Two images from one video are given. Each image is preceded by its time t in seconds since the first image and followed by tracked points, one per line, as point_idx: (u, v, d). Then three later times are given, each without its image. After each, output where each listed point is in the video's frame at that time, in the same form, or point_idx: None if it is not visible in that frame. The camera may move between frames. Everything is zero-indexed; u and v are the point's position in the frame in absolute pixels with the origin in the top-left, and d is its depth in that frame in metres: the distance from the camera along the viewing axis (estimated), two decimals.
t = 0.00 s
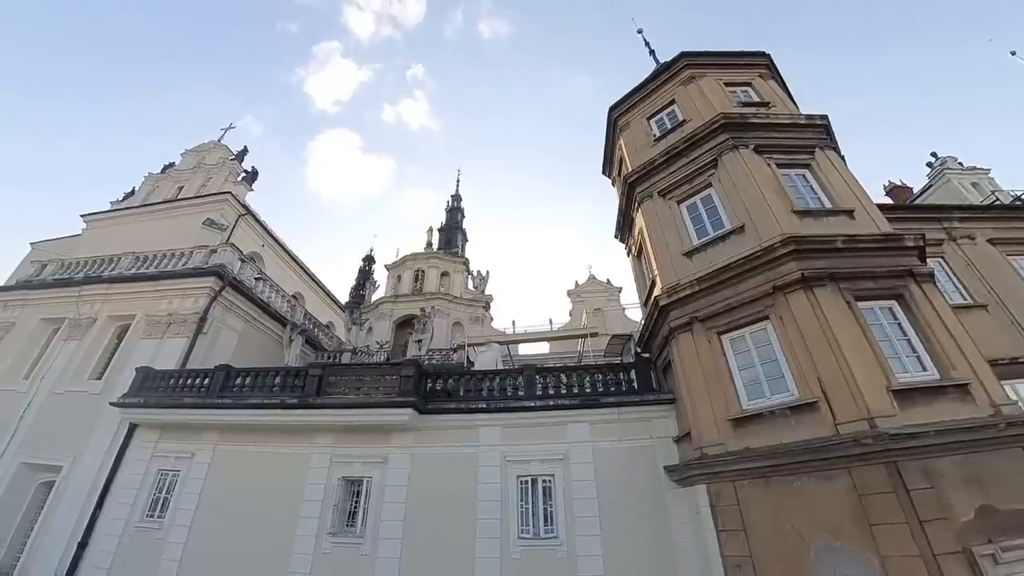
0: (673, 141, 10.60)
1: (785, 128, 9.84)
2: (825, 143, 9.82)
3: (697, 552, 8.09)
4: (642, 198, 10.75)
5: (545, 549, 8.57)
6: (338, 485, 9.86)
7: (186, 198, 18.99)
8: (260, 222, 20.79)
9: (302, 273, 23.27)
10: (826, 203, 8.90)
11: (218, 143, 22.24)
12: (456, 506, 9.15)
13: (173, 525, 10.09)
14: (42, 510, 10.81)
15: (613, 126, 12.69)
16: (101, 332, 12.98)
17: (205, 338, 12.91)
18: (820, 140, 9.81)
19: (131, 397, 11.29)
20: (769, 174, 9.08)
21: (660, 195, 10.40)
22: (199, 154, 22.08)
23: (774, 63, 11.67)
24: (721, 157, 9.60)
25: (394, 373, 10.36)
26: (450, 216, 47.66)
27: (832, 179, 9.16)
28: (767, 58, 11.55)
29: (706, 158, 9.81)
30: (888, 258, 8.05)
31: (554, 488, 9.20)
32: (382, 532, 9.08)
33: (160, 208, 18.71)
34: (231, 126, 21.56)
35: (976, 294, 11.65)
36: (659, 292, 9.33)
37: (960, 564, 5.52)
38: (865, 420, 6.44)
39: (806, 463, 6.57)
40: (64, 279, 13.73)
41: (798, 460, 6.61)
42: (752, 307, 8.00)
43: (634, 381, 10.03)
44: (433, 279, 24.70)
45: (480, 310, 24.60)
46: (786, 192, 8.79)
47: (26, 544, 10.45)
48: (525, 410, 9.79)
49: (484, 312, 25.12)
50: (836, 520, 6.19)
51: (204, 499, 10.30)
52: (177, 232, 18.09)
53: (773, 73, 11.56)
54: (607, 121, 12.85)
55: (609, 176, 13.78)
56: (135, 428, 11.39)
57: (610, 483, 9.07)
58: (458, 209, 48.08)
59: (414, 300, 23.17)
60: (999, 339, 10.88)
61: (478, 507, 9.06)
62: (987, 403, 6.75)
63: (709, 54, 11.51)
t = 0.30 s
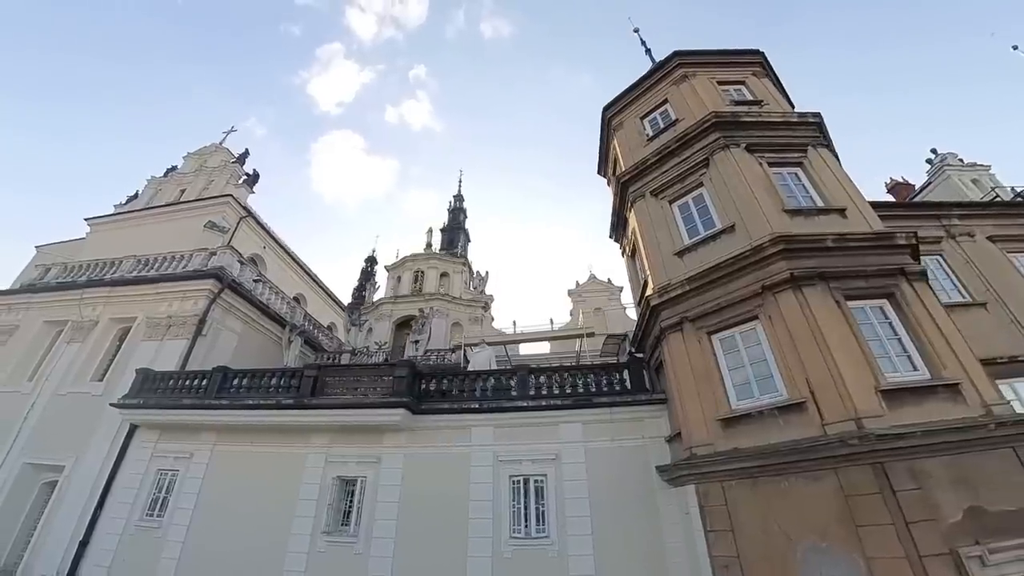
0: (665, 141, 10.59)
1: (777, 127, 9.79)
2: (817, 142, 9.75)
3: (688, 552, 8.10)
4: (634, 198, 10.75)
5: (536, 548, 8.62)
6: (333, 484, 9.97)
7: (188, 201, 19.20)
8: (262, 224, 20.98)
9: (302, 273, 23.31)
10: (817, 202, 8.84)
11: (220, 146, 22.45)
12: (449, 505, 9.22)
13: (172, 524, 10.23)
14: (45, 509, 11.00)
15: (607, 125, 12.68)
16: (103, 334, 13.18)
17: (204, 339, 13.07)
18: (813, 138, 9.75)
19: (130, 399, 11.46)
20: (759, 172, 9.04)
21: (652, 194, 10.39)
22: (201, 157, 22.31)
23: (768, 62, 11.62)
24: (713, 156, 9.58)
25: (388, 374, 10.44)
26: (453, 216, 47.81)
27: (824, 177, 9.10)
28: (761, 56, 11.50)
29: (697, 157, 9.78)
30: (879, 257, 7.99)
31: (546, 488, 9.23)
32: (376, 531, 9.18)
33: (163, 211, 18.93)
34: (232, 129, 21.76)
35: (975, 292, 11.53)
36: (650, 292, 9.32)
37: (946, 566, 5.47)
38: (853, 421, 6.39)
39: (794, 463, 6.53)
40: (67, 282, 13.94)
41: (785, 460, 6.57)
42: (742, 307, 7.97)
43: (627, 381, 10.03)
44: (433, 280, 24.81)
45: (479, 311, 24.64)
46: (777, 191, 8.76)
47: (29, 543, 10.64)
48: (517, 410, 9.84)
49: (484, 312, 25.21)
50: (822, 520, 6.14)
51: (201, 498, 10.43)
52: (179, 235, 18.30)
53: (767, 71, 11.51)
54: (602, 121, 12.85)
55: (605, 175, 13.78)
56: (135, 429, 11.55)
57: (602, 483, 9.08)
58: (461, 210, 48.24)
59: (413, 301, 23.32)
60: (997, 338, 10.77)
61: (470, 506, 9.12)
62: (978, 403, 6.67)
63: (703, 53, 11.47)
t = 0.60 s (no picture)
0: (656, 140, 10.56)
1: (768, 124, 9.73)
2: (810, 139, 9.67)
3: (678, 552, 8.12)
4: (626, 198, 10.74)
5: (526, 548, 8.66)
6: (327, 484, 10.10)
7: (191, 204, 19.43)
8: (263, 227, 21.18)
9: (304, 274, 23.48)
10: (808, 200, 8.77)
11: (221, 149, 22.68)
12: (441, 505, 9.30)
13: (171, 523, 10.40)
14: (48, 509, 11.21)
15: (601, 125, 12.67)
16: (105, 336, 13.39)
17: (203, 341, 13.23)
18: (805, 135, 9.67)
19: (130, 400, 11.66)
20: (749, 171, 8.99)
21: (643, 194, 10.38)
22: (203, 161, 22.55)
23: (761, 59, 11.54)
24: (703, 155, 9.54)
25: (380, 375, 10.52)
26: (455, 216, 47.91)
27: (816, 174, 9.03)
28: (754, 53, 11.43)
29: (688, 155, 9.74)
30: (870, 255, 7.91)
31: (537, 488, 9.26)
32: (369, 531, 9.29)
33: (165, 214, 19.17)
34: (234, 132, 21.99)
35: (974, 289, 11.38)
36: (640, 291, 9.32)
37: (931, 568, 5.41)
38: (838, 421, 6.33)
39: (779, 464, 6.49)
40: (70, 285, 14.19)
41: (770, 461, 6.53)
42: (730, 306, 7.94)
43: (619, 381, 10.02)
44: (433, 281, 24.91)
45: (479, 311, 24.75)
46: (767, 189, 8.70)
47: (32, 542, 10.84)
48: (509, 410, 9.88)
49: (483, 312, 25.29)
50: (807, 521, 6.11)
51: (199, 498, 10.58)
52: (181, 238, 18.52)
53: (760, 69, 11.44)
54: (595, 121, 12.84)
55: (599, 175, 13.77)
56: (135, 430, 11.74)
57: (593, 482, 9.10)
58: (463, 210, 48.36)
59: (412, 301, 23.44)
60: (997, 335, 10.64)
61: (461, 506, 9.18)
62: (968, 402, 6.58)
63: (695, 51, 11.42)
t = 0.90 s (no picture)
0: (650, 139, 10.54)
1: (762, 123, 9.66)
2: (804, 137, 9.59)
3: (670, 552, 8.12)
4: (620, 198, 10.73)
5: (519, 548, 8.69)
6: (322, 484, 10.25)
7: (193, 207, 19.63)
8: (265, 229, 21.35)
9: (306, 276, 23.65)
10: (802, 199, 8.70)
11: (223, 152, 22.89)
12: (435, 505, 9.38)
13: (171, 522, 10.53)
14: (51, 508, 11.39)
15: (596, 125, 12.67)
16: (107, 339, 13.56)
17: (204, 342, 13.38)
18: (799, 133, 9.60)
19: (131, 401, 11.83)
20: (742, 170, 8.94)
21: (637, 194, 10.36)
22: (205, 164, 22.78)
23: (756, 56, 11.47)
24: (696, 154, 9.50)
25: (375, 376, 10.59)
26: (458, 217, 48.04)
27: (809, 173, 8.96)
28: (748, 51, 11.37)
29: (681, 155, 9.71)
30: (862, 254, 7.83)
31: (530, 488, 9.29)
32: (364, 530, 9.42)
33: (167, 217, 19.38)
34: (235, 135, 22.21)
35: (974, 287, 11.28)
36: (633, 291, 9.31)
37: (919, 571, 5.34)
38: (828, 422, 6.26)
39: (768, 465, 6.41)
40: (74, 289, 14.39)
41: (759, 462, 6.46)
42: (722, 306, 7.89)
43: (613, 381, 10.01)
44: (433, 281, 25.02)
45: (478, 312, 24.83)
46: (759, 188, 8.65)
47: (36, 541, 11.02)
48: (503, 411, 9.93)
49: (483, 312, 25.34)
50: (796, 523, 6.04)
51: (197, 497, 10.71)
52: (183, 240, 18.71)
53: (755, 67, 11.38)
54: (590, 121, 12.84)
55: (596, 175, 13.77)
56: (136, 431, 11.89)
57: (586, 482, 9.11)
58: (466, 211, 48.49)
59: (411, 301, 23.54)
60: (997, 334, 10.55)
61: (455, 506, 9.25)
62: (961, 403, 6.51)
63: (689, 49, 11.37)
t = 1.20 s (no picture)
0: (641, 138, 10.54)
1: (752, 121, 9.62)
2: (795, 134, 9.52)
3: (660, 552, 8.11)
4: (611, 198, 10.75)
5: (509, 546, 8.75)
6: (317, 483, 10.40)
7: (196, 210, 19.88)
8: (267, 231, 21.58)
9: (308, 277, 23.87)
10: (791, 196, 8.64)
11: (225, 155, 23.17)
12: (428, 503, 9.48)
13: (170, 520, 10.71)
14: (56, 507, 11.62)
15: (589, 125, 12.69)
16: (110, 341, 13.80)
17: (203, 344, 13.56)
18: (790, 131, 9.53)
19: (131, 401, 12.04)
20: (731, 168, 8.90)
21: (628, 193, 10.37)
22: (208, 167, 23.07)
23: (748, 54, 11.42)
24: (685, 153, 9.48)
25: (369, 376, 10.71)
26: (461, 217, 48.18)
27: (799, 170, 8.89)
28: (741, 49, 11.32)
29: (671, 154, 9.69)
30: (851, 252, 7.74)
31: (521, 487, 9.34)
32: (357, 528, 9.55)
33: (171, 220, 19.66)
34: (237, 139, 22.49)
35: (972, 285, 11.17)
36: (623, 291, 9.33)
37: (901, 571, 5.26)
38: (811, 421, 6.19)
39: (752, 465, 6.37)
40: (77, 292, 14.66)
41: (742, 461, 6.42)
42: (709, 305, 7.87)
43: (605, 380, 10.02)
44: (433, 282, 25.15)
45: (478, 312, 24.92)
46: (747, 186, 8.61)
47: (40, 538, 11.25)
48: (494, 410, 9.99)
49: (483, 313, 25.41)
50: (779, 522, 5.99)
51: (196, 496, 10.89)
52: (185, 243, 18.96)
53: (748, 64, 11.32)
54: (584, 121, 12.86)
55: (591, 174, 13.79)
56: (137, 431, 12.10)
57: (576, 481, 9.15)
58: (469, 211, 48.65)
59: (410, 301, 23.68)
60: (995, 332, 10.46)
61: (446, 504, 9.33)
62: (948, 401, 6.41)
63: (681, 48, 11.35)
